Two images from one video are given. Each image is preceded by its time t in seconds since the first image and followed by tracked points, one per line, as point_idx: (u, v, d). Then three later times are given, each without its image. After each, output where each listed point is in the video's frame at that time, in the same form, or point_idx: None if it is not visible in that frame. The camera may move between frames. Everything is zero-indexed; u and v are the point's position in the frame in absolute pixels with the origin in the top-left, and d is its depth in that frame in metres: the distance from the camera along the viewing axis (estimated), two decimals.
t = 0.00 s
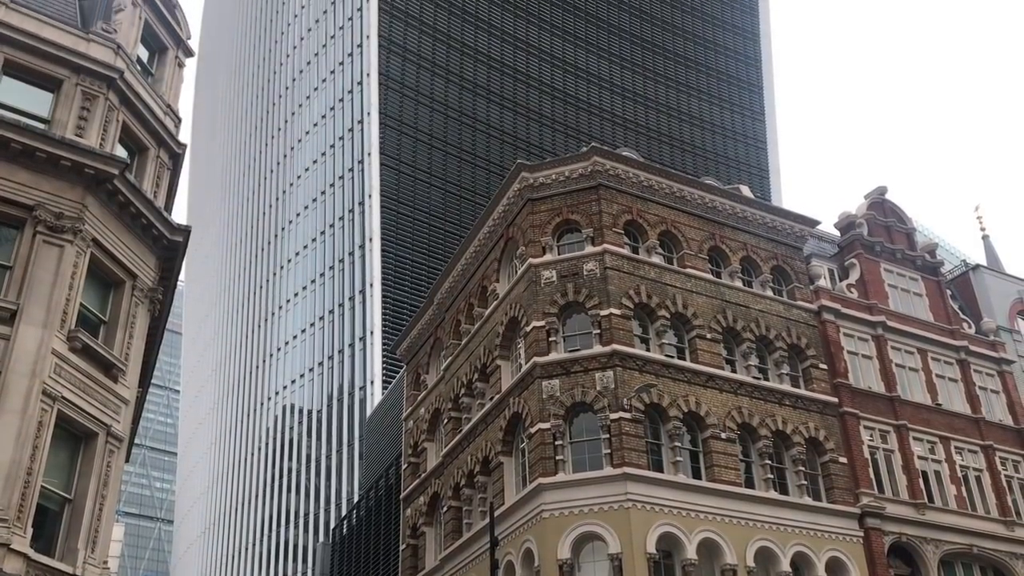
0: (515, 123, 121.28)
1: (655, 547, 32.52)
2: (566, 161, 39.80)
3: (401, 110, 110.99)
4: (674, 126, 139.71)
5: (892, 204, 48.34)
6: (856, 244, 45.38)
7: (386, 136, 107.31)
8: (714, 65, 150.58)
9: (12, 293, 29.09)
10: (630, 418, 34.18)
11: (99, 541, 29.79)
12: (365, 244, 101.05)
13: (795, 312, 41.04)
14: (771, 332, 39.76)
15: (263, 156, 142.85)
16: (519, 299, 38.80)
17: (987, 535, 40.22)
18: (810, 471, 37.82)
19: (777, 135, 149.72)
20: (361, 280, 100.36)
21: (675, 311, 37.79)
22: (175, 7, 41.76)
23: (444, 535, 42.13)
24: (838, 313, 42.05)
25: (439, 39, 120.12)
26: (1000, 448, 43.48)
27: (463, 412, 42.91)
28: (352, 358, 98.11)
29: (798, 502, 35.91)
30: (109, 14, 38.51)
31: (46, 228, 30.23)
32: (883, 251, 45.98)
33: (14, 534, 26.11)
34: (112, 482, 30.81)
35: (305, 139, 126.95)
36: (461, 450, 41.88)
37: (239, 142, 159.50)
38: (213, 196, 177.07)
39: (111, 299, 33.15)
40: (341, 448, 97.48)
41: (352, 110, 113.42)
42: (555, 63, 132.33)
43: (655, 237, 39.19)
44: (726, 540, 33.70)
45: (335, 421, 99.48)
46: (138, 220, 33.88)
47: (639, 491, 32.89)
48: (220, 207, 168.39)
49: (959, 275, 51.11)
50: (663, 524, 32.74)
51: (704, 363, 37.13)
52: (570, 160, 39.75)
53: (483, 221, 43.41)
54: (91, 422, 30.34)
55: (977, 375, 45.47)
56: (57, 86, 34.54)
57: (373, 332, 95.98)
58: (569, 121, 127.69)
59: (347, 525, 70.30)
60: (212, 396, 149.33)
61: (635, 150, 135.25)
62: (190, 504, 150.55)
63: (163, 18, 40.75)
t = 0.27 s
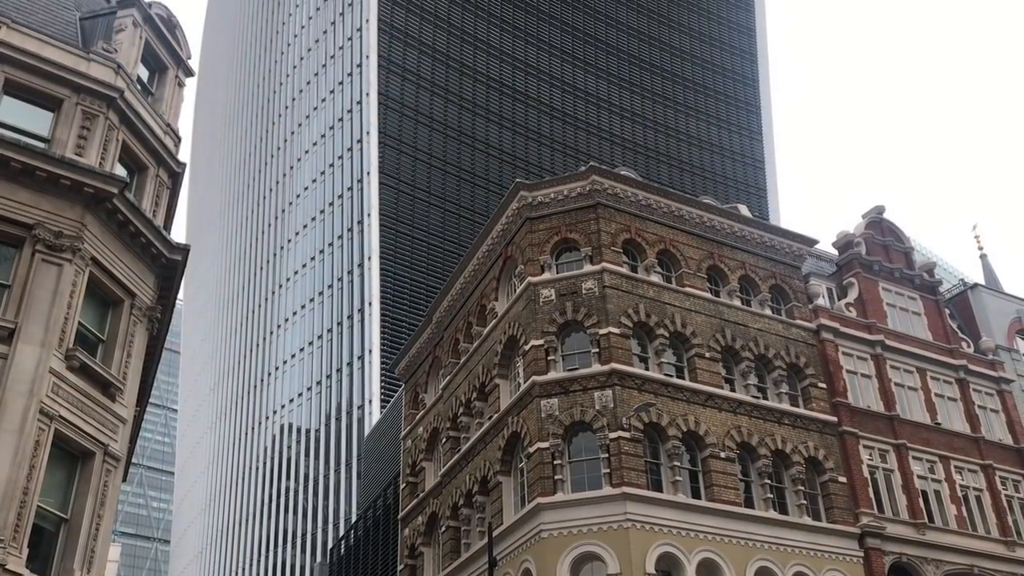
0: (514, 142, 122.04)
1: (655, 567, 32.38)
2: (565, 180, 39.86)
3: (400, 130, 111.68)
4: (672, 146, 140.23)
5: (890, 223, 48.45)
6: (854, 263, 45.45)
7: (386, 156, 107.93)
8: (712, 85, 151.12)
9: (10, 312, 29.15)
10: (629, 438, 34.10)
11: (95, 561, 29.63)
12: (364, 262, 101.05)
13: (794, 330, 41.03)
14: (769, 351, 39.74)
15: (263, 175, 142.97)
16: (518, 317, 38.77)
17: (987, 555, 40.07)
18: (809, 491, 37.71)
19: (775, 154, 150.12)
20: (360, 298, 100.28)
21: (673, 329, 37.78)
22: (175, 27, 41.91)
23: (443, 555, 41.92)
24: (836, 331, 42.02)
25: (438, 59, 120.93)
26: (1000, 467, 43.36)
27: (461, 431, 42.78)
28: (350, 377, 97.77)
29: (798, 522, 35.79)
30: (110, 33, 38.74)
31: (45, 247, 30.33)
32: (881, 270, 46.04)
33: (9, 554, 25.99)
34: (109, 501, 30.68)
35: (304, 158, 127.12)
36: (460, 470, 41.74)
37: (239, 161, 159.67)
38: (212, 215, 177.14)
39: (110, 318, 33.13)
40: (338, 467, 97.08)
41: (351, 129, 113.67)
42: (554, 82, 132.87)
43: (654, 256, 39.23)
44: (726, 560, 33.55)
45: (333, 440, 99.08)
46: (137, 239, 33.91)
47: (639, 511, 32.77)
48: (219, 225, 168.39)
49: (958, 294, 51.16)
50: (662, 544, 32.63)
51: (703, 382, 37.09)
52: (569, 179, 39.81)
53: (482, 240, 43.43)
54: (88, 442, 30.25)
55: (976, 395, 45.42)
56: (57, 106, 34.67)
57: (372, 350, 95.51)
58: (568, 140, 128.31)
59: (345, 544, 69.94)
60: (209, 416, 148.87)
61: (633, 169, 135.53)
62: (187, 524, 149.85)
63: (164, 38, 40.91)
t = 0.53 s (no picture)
0: (513, 161, 122.31)
1: None
2: (564, 199, 39.91)
3: (399, 149, 111.89)
4: (670, 164, 140.56)
5: (888, 241, 48.51)
6: (853, 281, 45.51)
7: (385, 174, 108.13)
8: (710, 104, 151.47)
9: (9, 332, 29.28)
10: (628, 456, 34.00)
11: None
12: (362, 281, 101.02)
13: (793, 348, 40.99)
14: (769, 369, 39.69)
15: (262, 193, 143.02)
16: (516, 336, 38.74)
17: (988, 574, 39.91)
18: (810, 510, 37.58)
19: (773, 173, 150.36)
20: (359, 317, 100.10)
21: (673, 348, 37.73)
22: (175, 47, 42.08)
23: (442, 575, 41.71)
24: (836, 349, 41.99)
25: (437, 78, 121.26)
26: (1000, 486, 43.23)
27: (460, 451, 42.63)
28: (349, 396, 97.47)
29: (798, 542, 35.64)
30: (110, 54, 38.91)
31: (43, 266, 30.54)
32: (880, 287, 46.05)
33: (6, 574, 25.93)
34: (106, 521, 30.59)
35: (304, 176, 127.22)
36: (458, 489, 41.59)
37: (238, 180, 159.74)
38: (211, 234, 177.18)
39: (108, 337, 33.17)
40: (336, 487, 96.69)
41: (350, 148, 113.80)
42: (552, 102, 133.25)
43: (653, 274, 39.24)
44: None
45: (331, 460, 98.65)
46: (135, 258, 34.04)
47: (638, 530, 32.64)
48: (218, 244, 168.35)
49: (956, 312, 51.18)
50: (662, 564, 32.50)
51: (702, 400, 37.02)
52: (568, 198, 39.87)
53: (480, 258, 43.42)
54: (85, 461, 30.21)
55: (976, 413, 45.34)
56: (57, 126, 34.72)
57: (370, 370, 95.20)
58: (566, 159, 128.57)
59: (343, 564, 69.56)
60: (207, 435, 148.46)
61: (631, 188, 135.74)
62: (185, 544, 149.17)
63: (164, 58, 41.06)
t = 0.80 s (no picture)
0: (511, 179, 122.59)
1: None
2: (563, 217, 39.97)
3: (398, 167, 112.05)
4: (668, 182, 140.96)
5: (887, 258, 48.56)
6: (852, 298, 45.53)
7: (384, 193, 108.33)
8: (708, 123, 151.90)
9: (7, 351, 29.73)
10: (628, 475, 33.90)
11: None
12: (361, 300, 100.98)
13: (792, 366, 40.95)
14: (768, 387, 39.64)
15: (261, 212, 142.96)
16: (515, 354, 38.70)
17: None
18: (810, 528, 37.47)
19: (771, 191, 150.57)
20: (357, 336, 99.95)
21: (672, 365, 37.69)
22: (175, 67, 42.24)
23: None
24: (835, 367, 41.96)
25: (436, 97, 121.61)
26: (1001, 503, 43.09)
27: (460, 470, 42.49)
28: (348, 415, 97.17)
29: (798, 560, 35.54)
30: (110, 74, 39.06)
31: (42, 285, 31.08)
32: (879, 305, 46.08)
33: None
34: (103, 542, 30.67)
35: (303, 195, 127.23)
36: (458, 508, 41.44)
37: (238, 199, 159.72)
38: (210, 253, 177.03)
39: (107, 356, 33.48)
40: (335, 507, 96.27)
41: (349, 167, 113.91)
42: (551, 120, 133.61)
43: (651, 291, 39.24)
44: None
45: (330, 479, 98.24)
46: (134, 277, 34.43)
47: (638, 549, 32.53)
48: (217, 263, 168.18)
49: (955, 330, 51.20)
50: None
51: (702, 419, 36.95)
52: (567, 216, 39.92)
53: (480, 276, 43.40)
54: (83, 481, 30.32)
55: (976, 430, 45.25)
56: (57, 145, 34.79)
57: (369, 388, 95.02)
58: (565, 177, 128.88)
59: None
60: (205, 454, 147.94)
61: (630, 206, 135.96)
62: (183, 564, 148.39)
63: (163, 77, 41.20)
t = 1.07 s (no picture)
0: (511, 198, 122.80)
1: None
2: (562, 234, 40.00)
3: (397, 186, 112.21)
4: (668, 201, 141.21)
5: (886, 276, 48.56)
6: (852, 316, 45.53)
7: (383, 211, 108.52)
8: (707, 142, 152.29)
9: (5, 370, 29.80)
10: (628, 493, 33.80)
11: None
12: (360, 319, 100.98)
13: (792, 384, 40.88)
14: (769, 406, 39.54)
15: (261, 230, 142.97)
16: (515, 372, 38.63)
17: None
18: (811, 546, 37.30)
19: (771, 208, 150.81)
20: (357, 354, 99.82)
21: (672, 383, 37.61)
22: (176, 87, 42.37)
23: None
24: (835, 385, 41.87)
25: (435, 116, 121.90)
26: (1003, 522, 42.91)
27: (459, 489, 42.33)
28: (347, 434, 96.90)
29: None
30: (110, 92, 39.19)
31: (42, 304, 31.21)
32: (878, 322, 46.06)
33: None
34: (101, 562, 30.64)
35: (303, 213, 127.25)
36: (457, 527, 41.27)
37: (237, 217, 159.74)
38: (209, 271, 176.89)
39: (105, 375, 33.58)
40: (334, 527, 95.84)
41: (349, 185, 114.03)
42: (550, 139, 133.89)
43: (651, 309, 39.23)
44: None
45: (329, 499, 97.84)
46: (133, 295, 34.59)
47: (638, 568, 32.39)
48: (217, 280, 167.98)
49: (955, 347, 51.16)
50: None
51: (702, 437, 36.84)
52: (566, 233, 39.95)
53: (479, 293, 43.38)
54: (80, 501, 30.35)
55: (977, 448, 45.13)
56: (57, 164, 34.80)
57: (368, 407, 94.85)
58: (564, 196, 129.11)
59: None
60: (204, 472, 147.44)
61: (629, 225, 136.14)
62: None
63: (164, 97, 41.33)
